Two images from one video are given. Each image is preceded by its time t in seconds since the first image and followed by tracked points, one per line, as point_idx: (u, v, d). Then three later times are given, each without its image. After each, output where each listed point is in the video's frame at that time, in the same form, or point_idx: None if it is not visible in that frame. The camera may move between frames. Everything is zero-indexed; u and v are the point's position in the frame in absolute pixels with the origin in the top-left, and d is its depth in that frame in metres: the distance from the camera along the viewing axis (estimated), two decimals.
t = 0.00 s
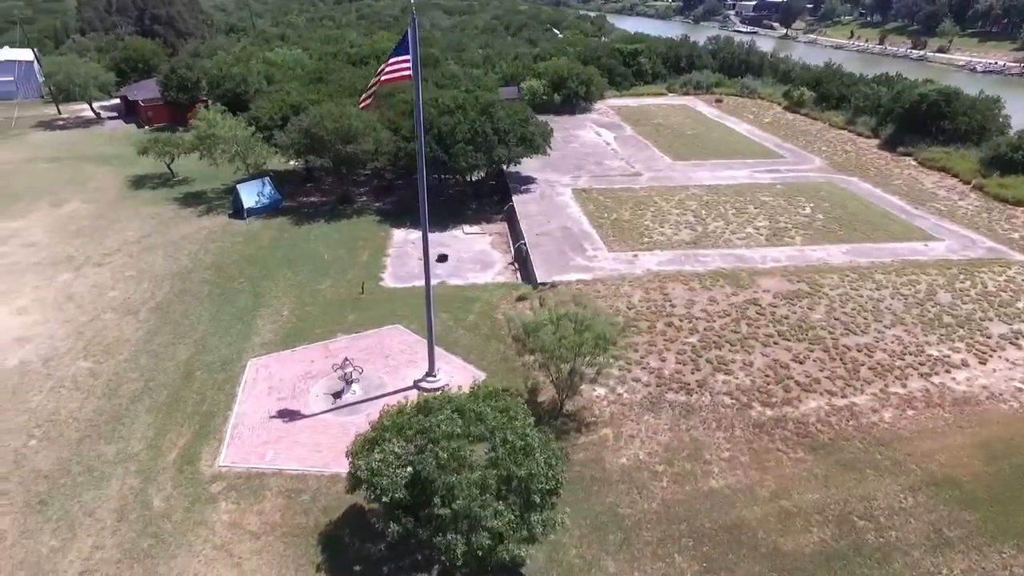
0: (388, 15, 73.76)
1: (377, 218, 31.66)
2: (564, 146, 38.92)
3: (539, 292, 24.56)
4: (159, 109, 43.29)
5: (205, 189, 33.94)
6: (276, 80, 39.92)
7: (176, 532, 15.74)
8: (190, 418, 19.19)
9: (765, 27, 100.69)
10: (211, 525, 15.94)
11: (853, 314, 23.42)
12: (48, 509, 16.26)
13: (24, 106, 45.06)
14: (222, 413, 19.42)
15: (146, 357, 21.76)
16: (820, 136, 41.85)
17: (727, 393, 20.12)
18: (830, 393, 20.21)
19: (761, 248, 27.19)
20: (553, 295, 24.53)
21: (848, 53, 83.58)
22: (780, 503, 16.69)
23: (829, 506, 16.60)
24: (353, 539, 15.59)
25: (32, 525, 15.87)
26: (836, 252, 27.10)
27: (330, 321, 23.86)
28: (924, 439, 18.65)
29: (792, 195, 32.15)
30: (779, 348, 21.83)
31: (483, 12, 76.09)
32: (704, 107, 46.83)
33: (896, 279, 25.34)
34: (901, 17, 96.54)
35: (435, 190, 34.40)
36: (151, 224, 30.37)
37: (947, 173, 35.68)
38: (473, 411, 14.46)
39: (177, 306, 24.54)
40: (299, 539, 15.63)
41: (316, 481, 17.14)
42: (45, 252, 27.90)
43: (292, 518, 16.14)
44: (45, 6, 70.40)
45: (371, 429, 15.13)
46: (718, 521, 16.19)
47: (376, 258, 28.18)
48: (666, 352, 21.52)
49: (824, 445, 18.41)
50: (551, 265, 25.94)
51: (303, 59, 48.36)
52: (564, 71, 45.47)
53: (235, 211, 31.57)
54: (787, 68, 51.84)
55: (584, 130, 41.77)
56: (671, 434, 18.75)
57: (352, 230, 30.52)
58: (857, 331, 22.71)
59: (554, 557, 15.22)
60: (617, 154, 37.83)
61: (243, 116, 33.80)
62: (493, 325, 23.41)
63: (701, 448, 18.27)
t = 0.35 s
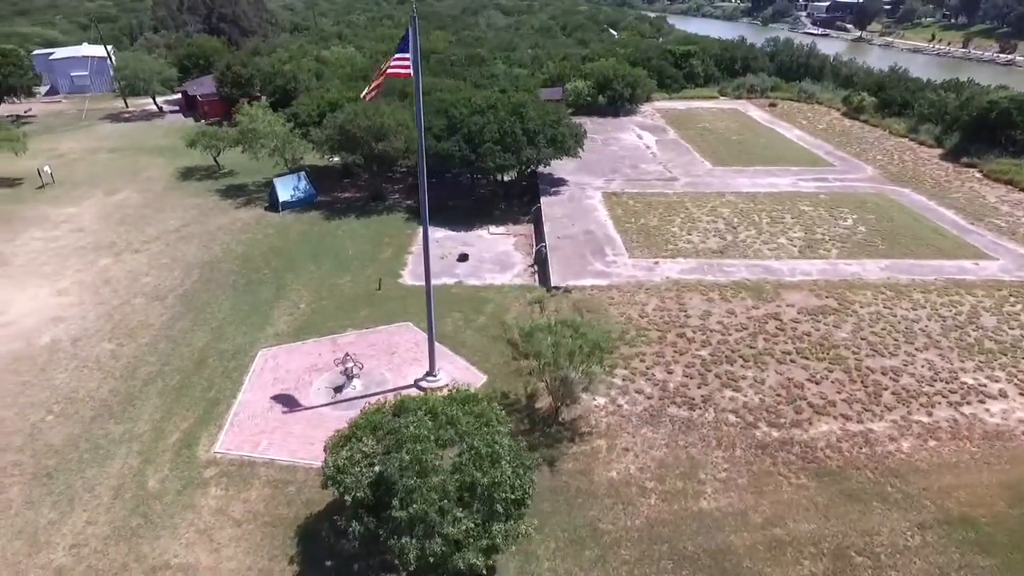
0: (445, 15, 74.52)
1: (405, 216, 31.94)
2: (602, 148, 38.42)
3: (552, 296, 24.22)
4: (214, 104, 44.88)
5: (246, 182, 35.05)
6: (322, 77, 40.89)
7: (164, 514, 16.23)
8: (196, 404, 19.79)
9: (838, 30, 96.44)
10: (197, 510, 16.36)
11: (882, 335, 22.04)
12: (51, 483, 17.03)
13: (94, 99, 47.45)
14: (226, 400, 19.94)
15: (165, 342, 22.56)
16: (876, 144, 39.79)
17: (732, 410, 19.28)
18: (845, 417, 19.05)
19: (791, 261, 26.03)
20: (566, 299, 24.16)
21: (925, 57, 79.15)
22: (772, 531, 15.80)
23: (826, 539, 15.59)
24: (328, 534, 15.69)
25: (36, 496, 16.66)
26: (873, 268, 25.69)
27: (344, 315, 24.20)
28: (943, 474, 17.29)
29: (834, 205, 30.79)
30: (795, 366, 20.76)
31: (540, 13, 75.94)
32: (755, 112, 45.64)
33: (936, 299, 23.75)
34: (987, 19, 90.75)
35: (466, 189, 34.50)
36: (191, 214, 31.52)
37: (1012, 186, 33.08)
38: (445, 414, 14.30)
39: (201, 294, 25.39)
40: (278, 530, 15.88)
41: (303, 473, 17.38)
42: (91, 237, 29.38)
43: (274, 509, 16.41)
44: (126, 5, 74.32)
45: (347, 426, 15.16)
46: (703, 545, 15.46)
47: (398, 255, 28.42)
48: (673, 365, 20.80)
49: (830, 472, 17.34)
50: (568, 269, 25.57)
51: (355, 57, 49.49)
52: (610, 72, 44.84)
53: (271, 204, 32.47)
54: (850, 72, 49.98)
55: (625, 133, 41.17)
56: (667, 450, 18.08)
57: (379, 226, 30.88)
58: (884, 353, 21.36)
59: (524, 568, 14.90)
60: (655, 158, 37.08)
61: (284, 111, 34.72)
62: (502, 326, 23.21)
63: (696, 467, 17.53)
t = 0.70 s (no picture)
0: (496, 16, 74.77)
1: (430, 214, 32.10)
2: (636, 152, 37.89)
3: (563, 301, 23.87)
4: (259, 101, 45.96)
5: (281, 176, 35.89)
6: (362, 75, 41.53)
7: (157, 499, 16.69)
8: (203, 392, 20.30)
9: (906, 32, 92.24)
10: (189, 497, 16.76)
11: (907, 356, 20.82)
12: (59, 462, 17.73)
13: (151, 94, 49.40)
14: (232, 389, 20.41)
15: (183, 330, 23.25)
16: (929, 153, 37.76)
17: (735, 427, 18.52)
18: (856, 441, 18.03)
19: (818, 273, 24.97)
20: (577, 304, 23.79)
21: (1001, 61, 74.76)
22: (761, 556, 15.04)
23: (818, 569, 14.74)
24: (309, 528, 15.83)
25: (44, 474, 17.39)
26: (906, 284, 24.37)
27: (356, 311, 24.44)
28: (957, 508, 16.12)
29: (873, 216, 29.60)
30: (809, 384, 19.81)
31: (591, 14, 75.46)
32: (802, 117, 44.54)
33: (972, 320, 22.31)
34: None
35: (494, 190, 34.46)
36: (225, 207, 32.45)
37: None
38: (420, 415, 14.17)
39: (224, 284, 26.07)
40: (262, 521, 16.12)
41: (294, 466, 17.61)
42: (129, 226, 30.58)
43: (261, 500, 16.67)
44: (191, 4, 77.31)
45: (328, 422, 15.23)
46: (685, 566, 14.87)
47: (418, 253, 28.58)
48: (678, 376, 20.16)
49: (833, 498, 16.41)
50: (582, 273, 25.19)
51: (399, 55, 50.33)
52: (651, 74, 44.22)
53: (302, 199, 33.14)
54: (908, 76, 48.53)
55: (662, 136, 40.60)
56: (661, 464, 17.51)
57: (403, 224, 31.12)
58: (907, 375, 20.16)
59: None
60: (690, 162, 36.29)
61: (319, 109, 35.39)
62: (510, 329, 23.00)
63: (689, 484, 16.90)
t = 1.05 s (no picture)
0: (555, 17, 74.50)
1: (460, 214, 32.16)
2: (677, 157, 37.04)
3: (576, 307, 23.44)
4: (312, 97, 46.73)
5: (321, 172, 36.73)
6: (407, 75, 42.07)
7: (154, 481, 17.27)
8: (213, 380, 20.90)
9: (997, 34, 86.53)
10: (184, 480, 17.28)
11: (936, 385, 19.43)
12: (71, 440, 18.56)
13: (213, 89, 51.44)
14: (240, 378, 20.95)
15: (205, 318, 24.02)
16: (999, 165, 35.16)
17: (735, 448, 17.69)
18: (865, 471, 16.88)
19: (849, 290, 23.68)
20: (590, 311, 23.32)
21: None
22: None
23: None
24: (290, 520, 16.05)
25: (57, 449, 18.24)
26: (946, 306, 22.80)
27: (372, 307, 24.68)
28: (969, 553, 14.82)
29: (922, 231, 27.94)
30: (821, 408, 18.73)
31: (653, 16, 74.29)
32: (861, 124, 42.62)
33: (1015, 349, 20.63)
34: None
35: (527, 192, 34.27)
36: (264, 200, 33.39)
37: None
38: (391, 416, 14.12)
39: (250, 275, 26.80)
40: (248, 509, 16.48)
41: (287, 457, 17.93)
42: (173, 214, 31.87)
43: (250, 489, 17.03)
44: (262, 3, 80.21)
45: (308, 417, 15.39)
46: None
47: (441, 253, 28.64)
48: (682, 391, 19.45)
49: (830, 532, 15.38)
50: (599, 279, 24.69)
51: (451, 55, 50.95)
52: (701, 78, 43.26)
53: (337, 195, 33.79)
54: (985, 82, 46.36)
55: (707, 142, 39.60)
56: (651, 482, 16.89)
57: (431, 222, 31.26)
58: (933, 404, 18.80)
59: None
60: (731, 169, 35.16)
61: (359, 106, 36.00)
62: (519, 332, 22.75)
63: (677, 505, 16.22)
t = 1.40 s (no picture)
0: (612, 19, 73.70)
1: (488, 215, 32.09)
2: (717, 164, 36.04)
3: (587, 313, 22.96)
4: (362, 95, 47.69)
5: (359, 169, 37.33)
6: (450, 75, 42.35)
7: (153, 463, 17.90)
8: (224, 368, 21.50)
9: None
10: (181, 465, 17.85)
11: (960, 417, 18.10)
12: (84, 419, 19.40)
13: (269, 86, 53.11)
14: (250, 368, 21.48)
15: (226, 308, 24.72)
16: None
17: (730, 470, 16.94)
18: (868, 505, 15.83)
19: (878, 311, 22.41)
20: (601, 318, 22.81)
21: None
22: None
23: None
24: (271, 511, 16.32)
25: (71, 427, 19.12)
26: (985, 332, 21.27)
27: (386, 305, 24.86)
28: None
29: (971, 250, 26.21)
30: (829, 434, 17.72)
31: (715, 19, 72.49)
32: (922, 134, 40.41)
33: None
34: None
35: (558, 195, 33.90)
36: (301, 195, 34.19)
37: None
38: (365, 416, 14.21)
39: (275, 267, 27.45)
40: (235, 498, 16.86)
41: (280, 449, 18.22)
42: (214, 206, 33.03)
43: (241, 478, 17.42)
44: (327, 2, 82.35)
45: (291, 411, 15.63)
46: None
47: (463, 253, 28.63)
48: (683, 407, 18.78)
49: (819, 566, 14.47)
50: (614, 286, 24.16)
51: (500, 55, 51.05)
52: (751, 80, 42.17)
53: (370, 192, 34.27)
54: None
55: (751, 150, 38.36)
56: (636, 499, 16.37)
57: (457, 223, 31.30)
58: (954, 437, 17.50)
59: None
60: (772, 178, 33.93)
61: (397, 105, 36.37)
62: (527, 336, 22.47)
63: (659, 525, 15.65)
